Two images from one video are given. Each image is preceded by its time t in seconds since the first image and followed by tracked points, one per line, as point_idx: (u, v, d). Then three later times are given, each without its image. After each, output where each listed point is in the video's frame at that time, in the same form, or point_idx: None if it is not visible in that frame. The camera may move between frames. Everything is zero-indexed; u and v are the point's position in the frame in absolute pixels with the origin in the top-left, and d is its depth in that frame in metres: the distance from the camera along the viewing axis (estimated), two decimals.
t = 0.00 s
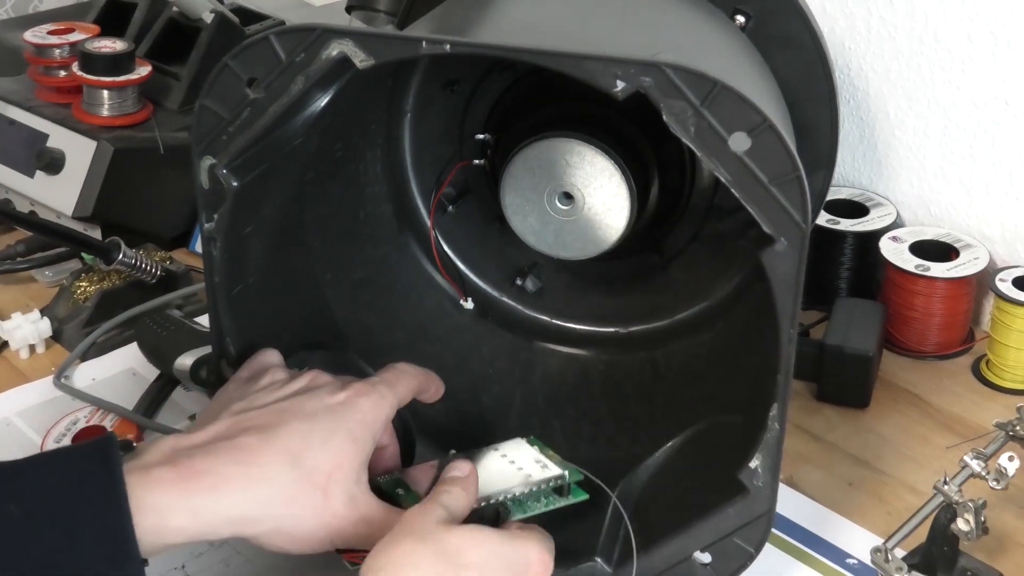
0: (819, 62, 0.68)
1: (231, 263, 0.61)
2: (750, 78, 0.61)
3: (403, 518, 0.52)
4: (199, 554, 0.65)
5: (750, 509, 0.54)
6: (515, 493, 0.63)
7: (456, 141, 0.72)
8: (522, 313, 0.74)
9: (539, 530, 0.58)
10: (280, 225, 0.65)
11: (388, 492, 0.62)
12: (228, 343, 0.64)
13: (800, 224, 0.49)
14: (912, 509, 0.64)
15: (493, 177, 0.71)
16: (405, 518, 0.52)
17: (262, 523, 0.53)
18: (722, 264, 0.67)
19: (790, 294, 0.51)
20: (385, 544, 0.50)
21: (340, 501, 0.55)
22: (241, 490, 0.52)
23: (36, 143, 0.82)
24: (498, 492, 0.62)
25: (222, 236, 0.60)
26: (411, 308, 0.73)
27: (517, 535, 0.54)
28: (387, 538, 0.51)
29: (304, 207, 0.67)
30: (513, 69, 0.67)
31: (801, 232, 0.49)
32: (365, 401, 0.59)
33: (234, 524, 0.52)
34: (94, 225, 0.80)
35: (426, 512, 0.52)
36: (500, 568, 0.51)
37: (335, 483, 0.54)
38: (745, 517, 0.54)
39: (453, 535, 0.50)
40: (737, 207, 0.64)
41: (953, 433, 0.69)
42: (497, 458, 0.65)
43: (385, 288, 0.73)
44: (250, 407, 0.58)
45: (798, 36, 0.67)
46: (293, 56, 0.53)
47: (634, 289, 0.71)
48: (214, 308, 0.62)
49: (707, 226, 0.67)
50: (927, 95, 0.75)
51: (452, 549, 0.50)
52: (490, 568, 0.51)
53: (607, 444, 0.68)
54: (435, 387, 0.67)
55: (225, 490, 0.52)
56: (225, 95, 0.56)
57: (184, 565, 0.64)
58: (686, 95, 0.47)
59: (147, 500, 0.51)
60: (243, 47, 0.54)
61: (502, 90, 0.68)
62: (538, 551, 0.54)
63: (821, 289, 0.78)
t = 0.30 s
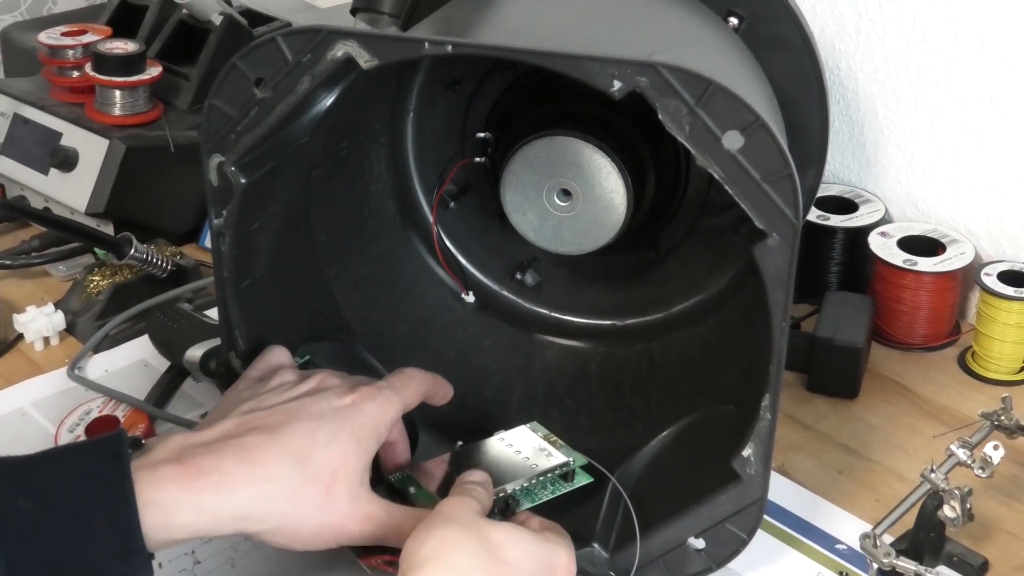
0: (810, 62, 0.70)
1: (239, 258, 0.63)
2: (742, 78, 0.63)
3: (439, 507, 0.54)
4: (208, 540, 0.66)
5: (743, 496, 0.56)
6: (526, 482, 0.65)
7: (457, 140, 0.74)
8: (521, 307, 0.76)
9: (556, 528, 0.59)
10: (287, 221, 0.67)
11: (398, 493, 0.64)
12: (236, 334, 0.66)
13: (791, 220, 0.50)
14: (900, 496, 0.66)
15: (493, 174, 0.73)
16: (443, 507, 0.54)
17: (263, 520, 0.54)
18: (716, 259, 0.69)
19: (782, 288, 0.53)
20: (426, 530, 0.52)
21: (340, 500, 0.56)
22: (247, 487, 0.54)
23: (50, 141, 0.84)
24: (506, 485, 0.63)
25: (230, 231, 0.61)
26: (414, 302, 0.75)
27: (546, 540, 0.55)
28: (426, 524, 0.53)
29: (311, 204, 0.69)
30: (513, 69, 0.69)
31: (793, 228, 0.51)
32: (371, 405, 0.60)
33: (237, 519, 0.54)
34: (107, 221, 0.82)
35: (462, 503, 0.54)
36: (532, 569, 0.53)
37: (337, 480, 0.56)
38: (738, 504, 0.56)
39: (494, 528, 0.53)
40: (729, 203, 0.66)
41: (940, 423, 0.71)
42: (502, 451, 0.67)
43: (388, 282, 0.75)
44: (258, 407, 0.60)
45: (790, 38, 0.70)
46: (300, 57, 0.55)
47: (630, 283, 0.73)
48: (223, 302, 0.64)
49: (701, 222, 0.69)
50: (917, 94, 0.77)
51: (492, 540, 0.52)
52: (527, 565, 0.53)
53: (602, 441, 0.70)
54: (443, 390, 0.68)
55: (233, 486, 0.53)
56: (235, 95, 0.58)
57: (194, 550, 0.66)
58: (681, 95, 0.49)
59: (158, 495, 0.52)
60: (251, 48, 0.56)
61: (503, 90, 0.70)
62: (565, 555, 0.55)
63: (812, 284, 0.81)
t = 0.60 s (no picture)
0: (802, 62, 0.72)
1: (246, 252, 0.65)
2: (736, 78, 0.65)
3: (463, 484, 0.60)
4: (216, 529, 0.68)
5: (737, 484, 0.58)
6: (538, 452, 0.67)
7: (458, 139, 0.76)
8: (522, 301, 0.78)
9: (567, 496, 0.65)
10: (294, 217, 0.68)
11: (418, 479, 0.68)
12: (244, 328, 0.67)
13: (784, 216, 0.52)
14: (891, 485, 0.68)
15: (493, 171, 0.75)
16: (465, 486, 0.60)
17: (170, 396, 0.58)
18: (711, 254, 0.71)
19: (775, 282, 0.54)
20: (449, 508, 0.58)
21: (248, 379, 0.59)
22: (153, 363, 0.58)
23: (62, 140, 0.86)
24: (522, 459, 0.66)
25: (238, 226, 0.63)
26: (417, 296, 0.77)
27: (562, 518, 0.60)
28: (450, 501, 0.59)
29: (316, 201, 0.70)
30: (513, 69, 0.70)
31: (786, 223, 0.52)
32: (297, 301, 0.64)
33: (138, 393, 0.58)
34: (117, 217, 0.84)
35: (485, 482, 0.60)
36: (547, 545, 0.58)
37: (245, 374, 0.59)
38: (732, 493, 0.58)
39: (512, 508, 0.58)
40: (724, 200, 0.68)
41: (929, 414, 0.73)
42: (518, 425, 0.70)
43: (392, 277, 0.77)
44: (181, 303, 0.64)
45: (784, 39, 0.72)
46: (307, 57, 0.57)
47: (626, 277, 0.75)
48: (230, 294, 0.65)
49: (697, 218, 0.71)
50: (909, 93, 0.78)
51: (508, 518, 0.58)
52: (541, 542, 0.58)
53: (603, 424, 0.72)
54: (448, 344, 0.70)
55: (148, 360, 0.58)
56: (243, 94, 0.59)
57: (202, 538, 0.67)
58: (677, 94, 0.51)
59: (62, 375, 0.57)
60: (259, 48, 0.57)
61: (503, 89, 0.72)
62: (579, 532, 0.60)
63: (805, 278, 0.83)
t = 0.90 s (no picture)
0: (802, 57, 0.72)
1: (246, 246, 0.65)
2: (735, 72, 0.65)
3: (491, 447, 0.61)
4: (216, 523, 0.68)
5: (736, 479, 0.58)
6: (559, 415, 0.69)
7: (458, 133, 0.76)
8: (521, 294, 0.78)
9: (587, 456, 0.66)
10: (294, 211, 0.68)
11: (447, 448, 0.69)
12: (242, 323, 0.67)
13: (783, 210, 0.52)
14: (891, 480, 0.68)
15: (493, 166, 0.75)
16: (492, 452, 0.60)
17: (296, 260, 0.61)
18: (710, 248, 0.71)
19: (774, 276, 0.54)
20: (478, 471, 0.59)
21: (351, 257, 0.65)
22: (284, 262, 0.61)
23: (63, 134, 0.86)
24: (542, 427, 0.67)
25: (237, 220, 0.63)
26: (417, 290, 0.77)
27: (587, 474, 0.61)
28: (478, 463, 0.60)
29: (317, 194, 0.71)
30: (512, 63, 0.70)
31: (785, 217, 0.52)
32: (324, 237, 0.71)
33: (280, 295, 0.60)
34: (117, 211, 0.84)
35: (511, 445, 0.61)
36: (575, 501, 0.59)
37: (351, 258, 0.65)
38: (731, 487, 0.58)
39: (541, 467, 0.59)
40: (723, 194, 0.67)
41: (929, 408, 0.73)
42: (536, 389, 0.71)
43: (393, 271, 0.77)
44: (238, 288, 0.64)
45: (783, 34, 0.72)
46: (304, 51, 0.56)
47: (626, 271, 0.75)
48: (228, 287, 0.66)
49: (697, 212, 0.71)
50: (909, 88, 0.78)
51: (536, 478, 0.58)
52: (570, 500, 0.59)
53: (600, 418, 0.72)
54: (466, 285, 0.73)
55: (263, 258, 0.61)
56: (241, 88, 0.59)
57: (202, 532, 0.67)
58: (676, 88, 0.50)
59: (203, 291, 0.56)
60: (257, 42, 0.57)
61: (503, 83, 0.72)
62: (604, 488, 0.61)
63: (804, 272, 0.84)
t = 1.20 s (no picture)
0: (803, 51, 0.72)
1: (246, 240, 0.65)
2: (736, 65, 0.65)
3: (498, 420, 0.62)
4: (216, 517, 0.68)
5: (736, 473, 0.58)
6: (568, 385, 0.71)
7: (458, 127, 0.76)
8: (524, 287, 0.79)
9: (599, 425, 0.67)
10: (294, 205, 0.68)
11: (460, 422, 0.71)
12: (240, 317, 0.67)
13: (782, 203, 0.52)
14: (891, 474, 0.68)
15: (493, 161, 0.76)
16: (499, 427, 0.61)
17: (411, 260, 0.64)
18: (711, 241, 0.71)
19: (774, 270, 0.54)
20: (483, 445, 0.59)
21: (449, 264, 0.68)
22: (415, 246, 0.65)
23: (63, 128, 0.86)
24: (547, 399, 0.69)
25: (235, 215, 0.63)
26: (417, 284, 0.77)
27: (592, 441, 0.61)
28: (486, 437, 0.61)
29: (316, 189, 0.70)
30: (512, 57, 0.70)
31: (785, 211, 0.52)
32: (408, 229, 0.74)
33: (406, 270, 0.64)
34: (117, 205, 0.84)
35: (517, 418, 0.62)
36: (581, 468, 0.59)
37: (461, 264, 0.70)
38: (731, 481, 0.58)
39: (544, 437, 0.59)
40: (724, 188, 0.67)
41: (929, 402, 0.74)
42: (543, 361, 0.74)
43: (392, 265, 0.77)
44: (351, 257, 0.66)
45: (784, 27, 0.72)
46: (304, 45, 0.56)
47: (625, 265, 0.75)
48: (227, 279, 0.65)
49: (697, 206, 0.71)
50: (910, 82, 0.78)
51: (540, 450, 0.59)
52: (575, 466, 0.59)
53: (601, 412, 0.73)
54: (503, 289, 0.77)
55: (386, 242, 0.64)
56: (240, 82, 0.59)
57: (202, 526, 0.67)
58: (676, 82, 0.50)
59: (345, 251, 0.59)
60: (256, 35, 0.57)
61: (503, 77, 0.72)
62: (608, 455, 0.61)
63: (803, 266, 0.84)
